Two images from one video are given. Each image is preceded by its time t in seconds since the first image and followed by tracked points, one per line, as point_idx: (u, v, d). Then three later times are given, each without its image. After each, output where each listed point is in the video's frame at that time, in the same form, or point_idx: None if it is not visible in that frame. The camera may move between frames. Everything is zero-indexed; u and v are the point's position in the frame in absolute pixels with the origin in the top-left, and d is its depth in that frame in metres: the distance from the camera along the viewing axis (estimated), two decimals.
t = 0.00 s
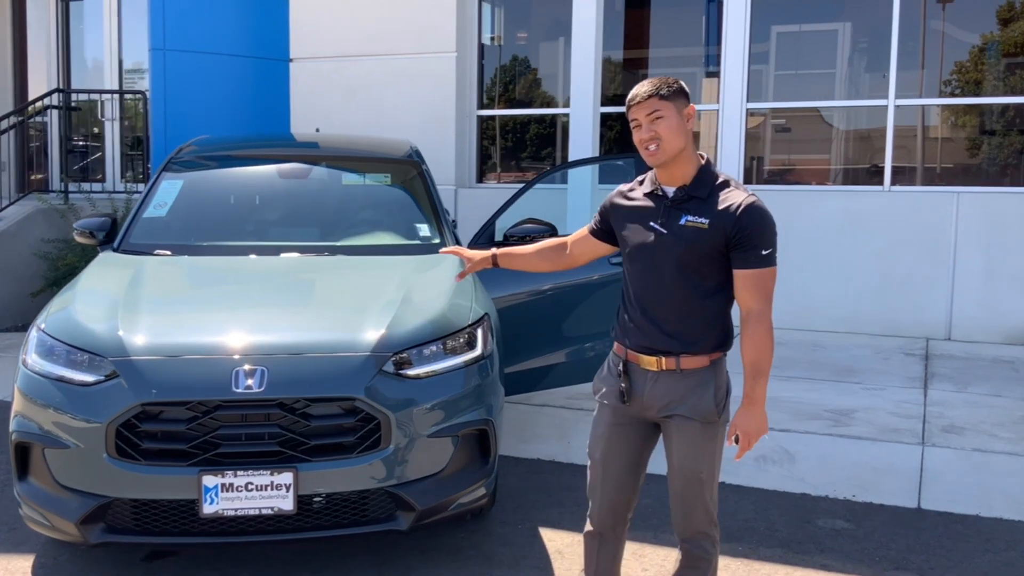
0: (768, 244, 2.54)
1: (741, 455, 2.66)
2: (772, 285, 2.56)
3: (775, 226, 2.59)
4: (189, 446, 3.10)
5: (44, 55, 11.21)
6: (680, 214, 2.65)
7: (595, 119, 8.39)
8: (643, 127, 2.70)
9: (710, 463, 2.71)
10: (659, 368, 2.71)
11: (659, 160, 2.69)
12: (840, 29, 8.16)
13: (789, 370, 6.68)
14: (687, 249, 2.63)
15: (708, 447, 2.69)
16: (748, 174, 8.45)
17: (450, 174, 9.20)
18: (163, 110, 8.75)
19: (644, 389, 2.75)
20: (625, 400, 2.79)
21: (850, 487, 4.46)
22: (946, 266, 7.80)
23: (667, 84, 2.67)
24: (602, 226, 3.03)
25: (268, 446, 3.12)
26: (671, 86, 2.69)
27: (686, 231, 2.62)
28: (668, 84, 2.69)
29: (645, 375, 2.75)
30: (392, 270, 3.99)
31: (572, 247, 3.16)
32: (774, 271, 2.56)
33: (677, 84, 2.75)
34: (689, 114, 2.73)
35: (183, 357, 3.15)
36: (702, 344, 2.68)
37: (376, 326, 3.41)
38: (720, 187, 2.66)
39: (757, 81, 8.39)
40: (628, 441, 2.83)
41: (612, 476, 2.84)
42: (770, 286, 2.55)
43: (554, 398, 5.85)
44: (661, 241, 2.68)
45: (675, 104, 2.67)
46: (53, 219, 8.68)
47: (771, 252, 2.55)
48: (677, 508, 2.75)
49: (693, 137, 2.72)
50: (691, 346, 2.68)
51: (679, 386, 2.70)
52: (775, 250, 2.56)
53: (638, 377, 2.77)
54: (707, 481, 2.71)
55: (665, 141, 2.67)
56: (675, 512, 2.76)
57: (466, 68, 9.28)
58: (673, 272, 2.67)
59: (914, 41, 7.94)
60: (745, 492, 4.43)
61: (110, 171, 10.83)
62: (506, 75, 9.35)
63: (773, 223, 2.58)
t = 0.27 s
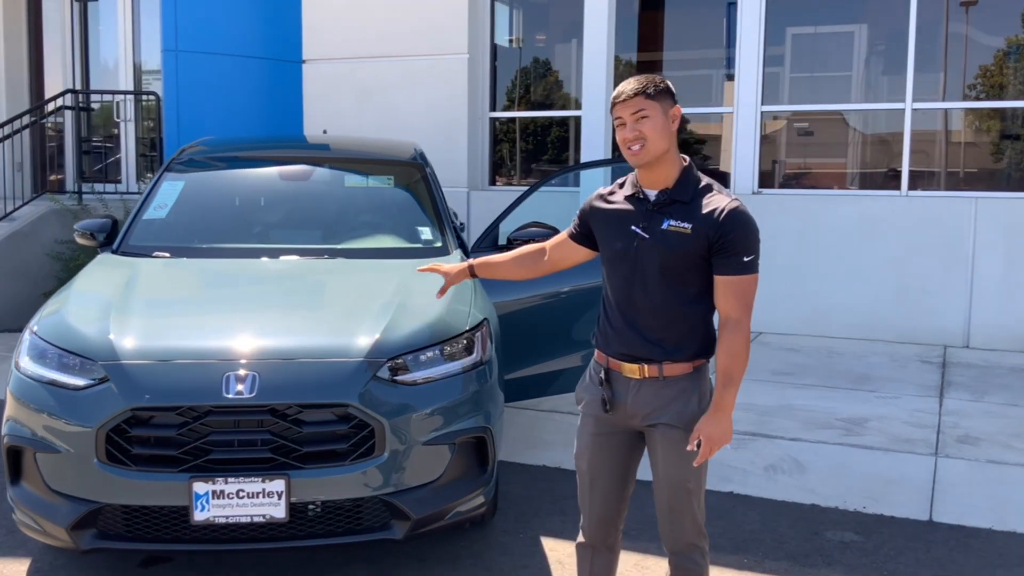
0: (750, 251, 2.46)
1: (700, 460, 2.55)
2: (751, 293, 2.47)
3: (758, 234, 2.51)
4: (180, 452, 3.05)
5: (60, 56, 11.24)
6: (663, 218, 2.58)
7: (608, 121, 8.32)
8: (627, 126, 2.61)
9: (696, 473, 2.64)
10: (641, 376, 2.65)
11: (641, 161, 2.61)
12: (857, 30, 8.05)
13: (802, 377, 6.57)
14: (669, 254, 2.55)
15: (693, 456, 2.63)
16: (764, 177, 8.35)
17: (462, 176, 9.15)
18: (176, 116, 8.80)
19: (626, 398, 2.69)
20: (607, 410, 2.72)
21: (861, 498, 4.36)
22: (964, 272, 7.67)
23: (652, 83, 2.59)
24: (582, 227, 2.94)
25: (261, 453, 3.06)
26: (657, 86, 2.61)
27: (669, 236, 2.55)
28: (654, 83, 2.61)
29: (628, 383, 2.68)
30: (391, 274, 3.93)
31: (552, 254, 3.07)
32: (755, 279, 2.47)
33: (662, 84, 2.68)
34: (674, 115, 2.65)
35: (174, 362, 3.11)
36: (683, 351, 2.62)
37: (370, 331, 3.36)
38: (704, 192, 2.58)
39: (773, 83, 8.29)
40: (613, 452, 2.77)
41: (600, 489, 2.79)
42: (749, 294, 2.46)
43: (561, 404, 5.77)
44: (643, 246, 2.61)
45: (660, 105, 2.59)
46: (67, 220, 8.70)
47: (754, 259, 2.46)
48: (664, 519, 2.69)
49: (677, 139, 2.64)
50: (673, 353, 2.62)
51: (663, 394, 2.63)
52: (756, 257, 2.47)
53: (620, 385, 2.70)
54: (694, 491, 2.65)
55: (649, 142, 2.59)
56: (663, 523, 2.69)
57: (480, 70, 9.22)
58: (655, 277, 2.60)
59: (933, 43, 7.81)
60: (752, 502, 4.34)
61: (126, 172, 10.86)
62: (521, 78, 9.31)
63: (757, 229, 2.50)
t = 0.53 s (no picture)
0: (741, 252, 2.39)
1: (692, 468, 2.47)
2: (742, 296, 2.39)
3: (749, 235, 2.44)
4: (176, 457, 3.00)
5: (77, 57, 11.26)
6: (651, 219, 2.50)
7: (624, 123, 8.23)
8: (614, 126, 2.54)
9: (692, 483, 2.56)
10: (631, 384, 2.58)
11: (630, 161, 2.54)
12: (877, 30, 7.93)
13: (818, 383, 6.46)
14: (657, 256, 2.48)
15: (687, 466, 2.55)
16: (782, 180, 8.25)
17: (477, 178, 9.10)
18: (190, 119, 8.75)
19: (617, 406, 2.62)
20: (599, 419, 2.66)
21: (876, 508, 4.26)
22: (986, 277, 7.52)
23: (638, 80, 2.52)
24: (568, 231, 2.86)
25: (259, 459, 3.01)
26: (643, 84, 2.54)
27: (657, 238, 2.47)
28: (640, 80, 2.54)
29: (618, 392, 2.61)
30: (394, 277, 3.88)
31: (536, 257, 3.00)
32: (745, 281, 2.40)
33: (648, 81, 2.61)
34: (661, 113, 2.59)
35: (171, 365, 3.07)
36: (673, 357, 2.54)
37: (370, 334, 3.30)
38: (693, 192, 2.50)
39: (791, 84, 8.18)
40: (608, 462, 2.72)
41: (598, 499, 2.75)
42: (739, 296, 2.39)
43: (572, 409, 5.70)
44: (631, 247, 2.53)
45: (646, 103, 2.53)
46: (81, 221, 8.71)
47: (745, 261, 2.39)
48: (660, 530, 2.61)
49: (665, 137, 2.57)
50: (662, 359, 2.54)
51: (654, 402, 2.56)
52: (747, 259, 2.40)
53: (610, 394, 2.63)
54: (690, 501, 2.57)
55: (638, 141, 2.52)
56: (660, 534, 2.62)
57: (495, 71, 9.16)
58: (643, 279, 2.52)
59: (955, 42, 7.66)
60: (764, 511, 4.24)
61: (143, 173, 10.89)
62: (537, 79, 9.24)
63: (748, 231, 2.43)
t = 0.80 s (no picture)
0: (739, 254, 2.36)
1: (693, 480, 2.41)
2: (740, 299, 2.36)
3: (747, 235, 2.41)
4: (172, 464, 2.93)
5: (89, 60, 11.28)
6: (646, 219, 2.47)
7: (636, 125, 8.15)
8: (608, 123, 2.50)
9: (692, 493, 2.51)
10: (628, 391, 2.54)
11: (625, 159, 2.50)
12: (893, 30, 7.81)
13: (833, 389, 6.35)
14: (653, 257, 2.45)
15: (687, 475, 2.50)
16: (797, 183, 8.15)
17: (488, 181, 9.04)
18: (200, 120, 8.70)
19: (613, 414, 2.58)
20: (595, 428, 2.62)
21: (891, 518, 4.16)
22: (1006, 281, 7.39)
23: (633, 76, 2.48)
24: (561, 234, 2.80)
25: (256, 467, 2.94)
26: (637, 80, 2.50)
27: (652, 238, 2.44)
28: (634, 76, 2.50)
29: (613, 399, 2.58)
30: (397, 281, 3.82)
31: (528, 264, 2.93)
32: (743, 283, 2.37)
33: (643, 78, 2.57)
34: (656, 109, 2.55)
35: (166, 371, 3.01)
36: (670, 362, 2.50)
37: (370, 339, 3.24)
38: (689, 192, 2.48)
39: (805, 85, 8.07)
40: (606, 471, 2.67)
41: (595, 508, 2.70)
42: (738, 299, 2.36)
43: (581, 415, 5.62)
44: (626, 249, 2.50)
45: (641, 99, 2.48)
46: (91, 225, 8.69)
47: (743, 262, 2.36)
48: (660, 541, 2.57)
49: (660, 135, 2.53)
50: (659, 365, 2.50)
51: (651, 410, 2.52)
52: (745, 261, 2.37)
53: (605, 402, 2.60)
54: (690, 511, 2.52)
55: (632, 138, 2.48)
56: (660, 545, 2.57)
57: (506, 72, 9.09)
58: (639, 282, 2.49)
59: (973, 42, 7.54)
60: (776, 520, 4.15)
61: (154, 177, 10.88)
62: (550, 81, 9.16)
63: (746, 231, 2.40)
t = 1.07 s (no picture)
0: (740, 261, 2.27)
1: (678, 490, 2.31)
2: (741, 309, 2.27)
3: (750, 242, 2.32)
4: (162, 478, 2.85)
5: (94, 67, 11.25)
6: (645, 225, 2.41)
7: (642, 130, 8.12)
8: (604, 126, 2.44)
9: (692, 511, 2.44)
10: (624, 405, 2.47)
11: (622, 162, 2.43)
12: (902, 32, 7.70)
13: (843, 397, 6.24)
14: (651, 263, 2.38)
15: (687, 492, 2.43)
16: (805, 188, 8.05)
17: (492, 187, 8.96)
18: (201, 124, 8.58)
19: (609, 429, 2.51)
20: (590, 443, 2.55)
21: (904, 531, 4.05)
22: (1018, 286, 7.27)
23: (628, 79, 2.42)
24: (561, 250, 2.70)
25: (248, 480, 2.86)
26: (633, 82, 2.44)
27: (650, 244, 2.38)
28: (631, 78, 2.44)
29: (609, 412, 2.51)
30: (395, 289, 3.73)
31: (536, 284, 2.79)
32: (744, 292, 2.27)
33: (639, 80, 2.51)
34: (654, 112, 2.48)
35: (156, 382, 2.93)
36: (668, 374, 2.42)
37: (365, 348, 3.16)
38: (690, 197, 2.41)
39: (814, 90, 7.98)
40: (604, 485, 2.60)
41: (592, 524, 2.64)
42: (738, 309, 2.27)
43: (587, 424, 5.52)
44: (624, 255, 2.44)
45: (638, 102, 2.42)
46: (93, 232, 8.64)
47: (744, 269, 2.27)
48: (659, 558, 2.51)
49: (659, 138, 2.47)
50: (656, 377, 2.43)
51: (649, 424, 2.45)
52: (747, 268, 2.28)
53: (601, 415, 2.53)
54: (690, 529, 2.45)
55: (629, 141, 2.42)
56: (659, 562, 2.51)
57: (510, 78, 9.01)
58: (637, 290, 2.42)
59: (983, 44, 7.43)
60: (785, 533, 4.04)
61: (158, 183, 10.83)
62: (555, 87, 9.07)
63: (748, 238, 2.31)
